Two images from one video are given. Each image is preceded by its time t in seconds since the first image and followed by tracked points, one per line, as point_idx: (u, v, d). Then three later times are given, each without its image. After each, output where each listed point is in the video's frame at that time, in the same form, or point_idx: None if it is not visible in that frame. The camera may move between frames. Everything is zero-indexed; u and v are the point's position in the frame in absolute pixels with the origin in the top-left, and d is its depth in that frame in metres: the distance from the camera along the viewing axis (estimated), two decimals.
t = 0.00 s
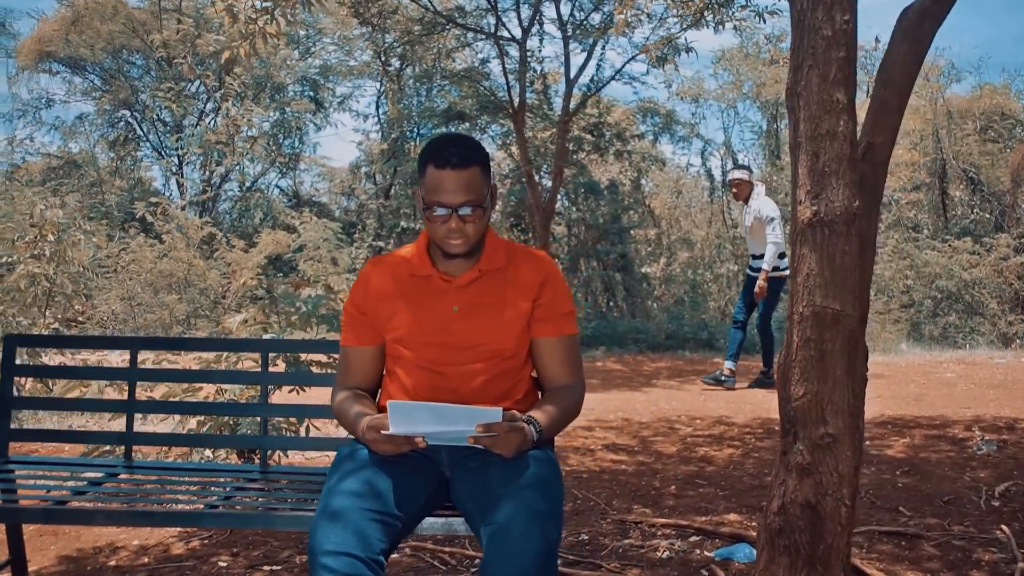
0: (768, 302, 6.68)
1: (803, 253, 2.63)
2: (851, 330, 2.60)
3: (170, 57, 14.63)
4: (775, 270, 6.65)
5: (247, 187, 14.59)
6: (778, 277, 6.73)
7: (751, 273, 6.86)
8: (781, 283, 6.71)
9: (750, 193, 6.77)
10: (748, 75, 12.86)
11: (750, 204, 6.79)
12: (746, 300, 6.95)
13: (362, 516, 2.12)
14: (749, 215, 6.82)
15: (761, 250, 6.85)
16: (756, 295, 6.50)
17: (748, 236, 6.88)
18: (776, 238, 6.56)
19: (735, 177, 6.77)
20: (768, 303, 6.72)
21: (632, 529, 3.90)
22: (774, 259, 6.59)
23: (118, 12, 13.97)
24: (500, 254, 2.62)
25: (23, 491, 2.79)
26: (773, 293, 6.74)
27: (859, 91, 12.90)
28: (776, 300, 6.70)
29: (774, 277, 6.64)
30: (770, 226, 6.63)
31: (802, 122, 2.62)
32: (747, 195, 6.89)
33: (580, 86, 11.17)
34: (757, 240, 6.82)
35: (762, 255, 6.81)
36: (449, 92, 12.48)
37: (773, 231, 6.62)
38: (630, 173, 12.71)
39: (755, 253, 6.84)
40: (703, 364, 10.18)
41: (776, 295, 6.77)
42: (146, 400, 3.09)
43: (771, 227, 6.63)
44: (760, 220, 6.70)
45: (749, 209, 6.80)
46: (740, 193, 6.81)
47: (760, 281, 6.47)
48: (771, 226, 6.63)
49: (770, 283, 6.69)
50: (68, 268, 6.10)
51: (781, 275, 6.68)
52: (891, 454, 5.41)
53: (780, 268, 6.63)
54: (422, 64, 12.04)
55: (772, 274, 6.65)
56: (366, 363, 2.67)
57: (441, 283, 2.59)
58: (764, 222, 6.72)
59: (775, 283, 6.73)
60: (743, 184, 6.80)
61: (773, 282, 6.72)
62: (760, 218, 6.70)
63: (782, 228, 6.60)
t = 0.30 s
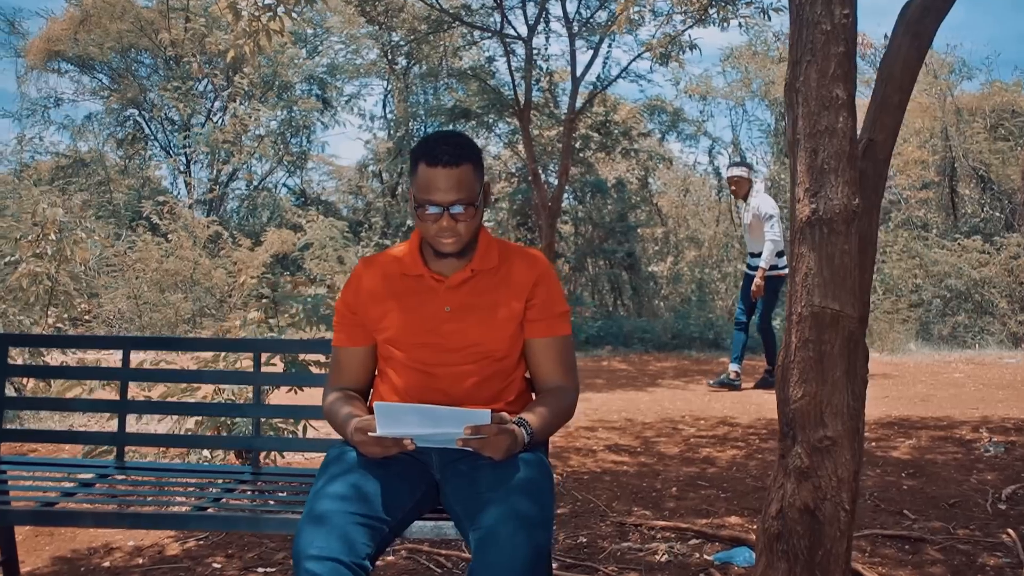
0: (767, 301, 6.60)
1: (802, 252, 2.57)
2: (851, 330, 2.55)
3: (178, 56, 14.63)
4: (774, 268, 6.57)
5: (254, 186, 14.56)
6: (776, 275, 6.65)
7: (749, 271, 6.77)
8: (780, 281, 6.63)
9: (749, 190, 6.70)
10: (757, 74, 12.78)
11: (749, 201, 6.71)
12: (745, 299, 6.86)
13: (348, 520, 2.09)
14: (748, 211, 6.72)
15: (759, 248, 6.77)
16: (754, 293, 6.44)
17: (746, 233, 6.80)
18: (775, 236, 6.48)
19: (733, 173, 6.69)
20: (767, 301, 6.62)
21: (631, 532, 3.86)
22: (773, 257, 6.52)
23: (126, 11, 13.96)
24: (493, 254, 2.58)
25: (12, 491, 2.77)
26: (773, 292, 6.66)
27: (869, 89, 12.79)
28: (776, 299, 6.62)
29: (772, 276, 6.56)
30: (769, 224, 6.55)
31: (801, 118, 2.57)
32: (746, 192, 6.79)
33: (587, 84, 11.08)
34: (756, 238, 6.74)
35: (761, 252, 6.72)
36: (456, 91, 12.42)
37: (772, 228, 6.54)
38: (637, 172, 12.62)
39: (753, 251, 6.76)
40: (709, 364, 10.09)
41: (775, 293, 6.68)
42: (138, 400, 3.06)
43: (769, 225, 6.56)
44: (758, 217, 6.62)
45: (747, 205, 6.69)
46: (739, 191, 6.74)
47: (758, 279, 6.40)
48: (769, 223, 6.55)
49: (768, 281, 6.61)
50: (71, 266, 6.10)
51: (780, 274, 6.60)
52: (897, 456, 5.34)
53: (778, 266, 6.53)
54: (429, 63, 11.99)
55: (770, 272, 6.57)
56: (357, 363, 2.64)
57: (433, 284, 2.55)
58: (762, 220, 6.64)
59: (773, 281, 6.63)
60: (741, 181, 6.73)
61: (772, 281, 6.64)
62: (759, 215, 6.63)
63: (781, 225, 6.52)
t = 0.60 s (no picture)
0: (764, 299, 6.45)
1: (803, 252, 2.52)
2: (853, 332, 2.50)
3: (187, 55, 14.61)
4: (771, 267, 6.43)
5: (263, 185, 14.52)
6: (773, 274, 6.50)
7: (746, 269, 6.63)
8: (777, 280, 6.48)
9: (746, 186, 6.58)
10: (767, 72, 12.67)
11: (747, 198, 6.59)
12: (743, 298, 6.73)
13: (337, 525, 2.05)
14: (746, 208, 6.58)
15: (757, 246, 6.63)
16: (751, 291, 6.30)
17: (743, 230, 6.66)
18: (772, 233, 6.34)
19: (731, 169, 6.58)
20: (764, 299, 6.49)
21: (633, 535, 3.81)
22: (769, 254, 6.38)
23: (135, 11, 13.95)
24: (488, 255, 2.53)
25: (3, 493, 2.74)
26: (770, 290, 6.51)
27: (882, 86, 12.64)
28: (773, 298, 6.48)
29: (770, 274, 6.42)
30: (766, 221, 6.42)
31: (802, 115, 2.51)
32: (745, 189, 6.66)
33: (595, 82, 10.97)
34: (753, 235, 6.61)
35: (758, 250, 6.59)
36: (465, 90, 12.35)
37: (769, 225, 6.41)
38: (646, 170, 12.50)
39: (750, 249, 6.62)
40: (718, 364, 10.00)
41: (773, 292, 6.50)
42: (133, 401, 3.03)
43: (766, 222, 6.42)
44: (755, 214, 6.49)
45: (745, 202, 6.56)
46: (737, 187, 6.61)
47: (754, 277, 6.27)
48: (767, 220, 6.42)
49: (765, 279, 6.47)
50: (76, 266, 6.11)
51: (777, 272, 6.46)
52: (905, 458, 5.27)
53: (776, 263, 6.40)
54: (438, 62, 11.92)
55: (767, 270, 6.43)
56: (351, 365, 2.60)
57: (427, 285, 2.51)
58: (760, 217, 6.51)
59: (772, 280, 6.49)
60: (739, 177, 6.61)
61: (769, 279, 6.50)
62: (756, 212, 6.50)
63: (779, 222, 6.38)
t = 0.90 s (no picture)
0: (764, 298, 6.27)
1: (807, 252, 2.46)
2: (859, 335, 2.44)
3: (198, 55, 14.59)
4: (770, 265, 6.24)
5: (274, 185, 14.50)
6: (773, 272, 6.31)
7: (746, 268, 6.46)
8: (777, 279, 6.30)
9: (746, 184, 6.38)
10: (780, 70, 12.55)
11: (746, 195, 6.40)
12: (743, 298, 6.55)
13: (326, 531, 2.03)
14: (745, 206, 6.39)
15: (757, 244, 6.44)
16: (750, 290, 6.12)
17: (743, 228, 6.47)
18: (772, 230, 6.16)
19: (730, 166, 6.37)
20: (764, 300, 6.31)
21: (636, 539, 3.77)
22: (769, 253, 6.19)
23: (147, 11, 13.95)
24: (485, 256, 2.49)
25: None
26: (770, 290, 6.33)
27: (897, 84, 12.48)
28: (774, 297, 6.29)
29: (769, 273, 6.23)
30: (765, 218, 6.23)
31: (806, 113, 2.46)
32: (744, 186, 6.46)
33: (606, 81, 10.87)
34: (752, 234, 6.42)
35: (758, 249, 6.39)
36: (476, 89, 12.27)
37: (768, 223, 6.22)
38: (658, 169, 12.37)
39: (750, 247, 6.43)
40: (729, 364, 9.90)
41: (773, 291, 6.37)
42: (129, 403, 3.00)
43: (766, 219, 6.23)
44: (755, 212, 6.30)
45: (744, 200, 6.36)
46: (736, 184, 6.42)
47: (754, 276, 6.09)
48: (766, 217, 6.23)
49: (765, 278, 6.28)
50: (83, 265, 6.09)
51: (777, 271, 6.27)
52: (916, 460, 5.19)
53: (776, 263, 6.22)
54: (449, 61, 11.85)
55: (766, 269, 6.24)
56: (346, 367, 2.57)
57: (423, 286, 2.47)
58: (759, 215, 6.32)
59: (772, 279, 6.31)
60: (738, 175, 6.41)
61: (769, 278, 6.31)
62: (756, 210, 6.31)
63: (779, 220, 6.19)
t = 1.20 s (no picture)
0: (765, 298, 6.05)
1: (812, 253, 2.41)
2: (865, 338, 2.38)
3: (211, 56, 14.60)
4: (775, 265, 6.01)
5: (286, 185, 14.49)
6: (778, 272, 6.08)
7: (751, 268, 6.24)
8: (782, 279, 6.07)
9: (750, 182, 6.12)
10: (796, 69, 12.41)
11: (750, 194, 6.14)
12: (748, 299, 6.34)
13: (316, 536, 1.99)
14: (749, 205, 6.15)
15: (761, 243, 6.22)
16: (755, 292, 5.90)
17: (746, 228, 6.22)
18: (778, 230, 5.93)
19: (734, 164, 6.09)
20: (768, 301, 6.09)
21: (641, 543, 3.72)
22: (775, 253, 5.98)
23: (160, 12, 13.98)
24: (483, 257, 2.44)
25: None
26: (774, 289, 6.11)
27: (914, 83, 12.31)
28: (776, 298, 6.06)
29: (775, 273, 6.02)
30: (770, 217, 6.00)
31: (811, 111, 2.40)
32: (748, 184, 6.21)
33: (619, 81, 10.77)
34: (756, 233, 6.17)
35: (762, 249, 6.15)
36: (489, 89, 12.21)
37: (774, 222, 5.99)
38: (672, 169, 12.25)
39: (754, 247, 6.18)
40: (742, 364, 9.80)
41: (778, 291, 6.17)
42: (127, 405, 2.97)
43: (772, 218, 6.00)
44: (759, 211, 6.05)
45: (748, 198, 6.12)
46: (740, 182, 6.17)
47: (759, 277, 5.87)
48: (772, 217, 5.99)
49: (770, 278, 6.05)
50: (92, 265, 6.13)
51: (782, 270, 6.04)
52: (930, 464, 5.09)
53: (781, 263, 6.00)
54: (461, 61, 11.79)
55: (771, 268, 6.02)
56: (342, 370, 2.53)
57: (419, 288, 2.43)
58: (764, 214, 6.08)
59: (777, 279, 6.10)
60: (743, 173, 6.13)
61: (773, 278, 6.08)
62: (760, 209, 6.06)
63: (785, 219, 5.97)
